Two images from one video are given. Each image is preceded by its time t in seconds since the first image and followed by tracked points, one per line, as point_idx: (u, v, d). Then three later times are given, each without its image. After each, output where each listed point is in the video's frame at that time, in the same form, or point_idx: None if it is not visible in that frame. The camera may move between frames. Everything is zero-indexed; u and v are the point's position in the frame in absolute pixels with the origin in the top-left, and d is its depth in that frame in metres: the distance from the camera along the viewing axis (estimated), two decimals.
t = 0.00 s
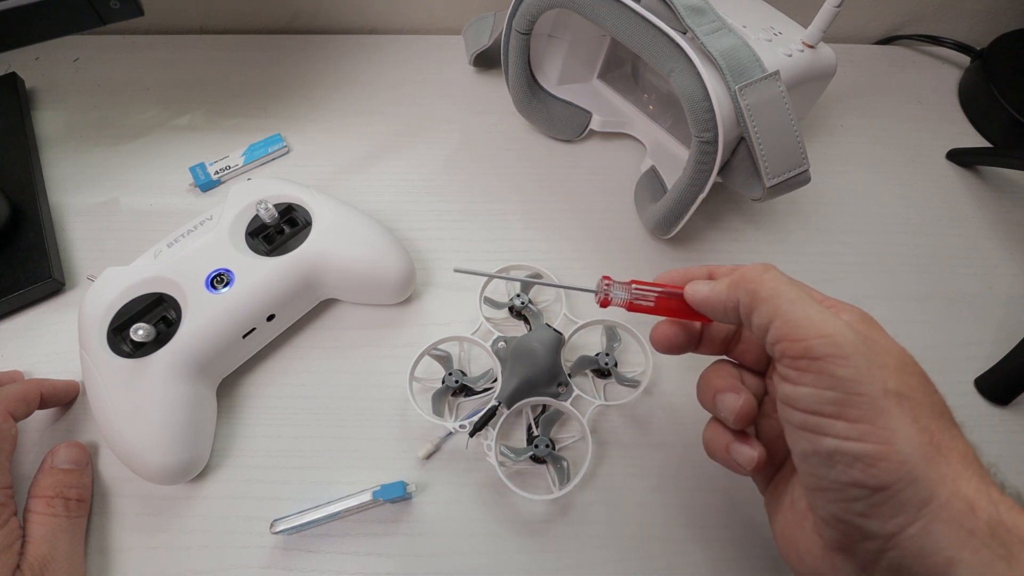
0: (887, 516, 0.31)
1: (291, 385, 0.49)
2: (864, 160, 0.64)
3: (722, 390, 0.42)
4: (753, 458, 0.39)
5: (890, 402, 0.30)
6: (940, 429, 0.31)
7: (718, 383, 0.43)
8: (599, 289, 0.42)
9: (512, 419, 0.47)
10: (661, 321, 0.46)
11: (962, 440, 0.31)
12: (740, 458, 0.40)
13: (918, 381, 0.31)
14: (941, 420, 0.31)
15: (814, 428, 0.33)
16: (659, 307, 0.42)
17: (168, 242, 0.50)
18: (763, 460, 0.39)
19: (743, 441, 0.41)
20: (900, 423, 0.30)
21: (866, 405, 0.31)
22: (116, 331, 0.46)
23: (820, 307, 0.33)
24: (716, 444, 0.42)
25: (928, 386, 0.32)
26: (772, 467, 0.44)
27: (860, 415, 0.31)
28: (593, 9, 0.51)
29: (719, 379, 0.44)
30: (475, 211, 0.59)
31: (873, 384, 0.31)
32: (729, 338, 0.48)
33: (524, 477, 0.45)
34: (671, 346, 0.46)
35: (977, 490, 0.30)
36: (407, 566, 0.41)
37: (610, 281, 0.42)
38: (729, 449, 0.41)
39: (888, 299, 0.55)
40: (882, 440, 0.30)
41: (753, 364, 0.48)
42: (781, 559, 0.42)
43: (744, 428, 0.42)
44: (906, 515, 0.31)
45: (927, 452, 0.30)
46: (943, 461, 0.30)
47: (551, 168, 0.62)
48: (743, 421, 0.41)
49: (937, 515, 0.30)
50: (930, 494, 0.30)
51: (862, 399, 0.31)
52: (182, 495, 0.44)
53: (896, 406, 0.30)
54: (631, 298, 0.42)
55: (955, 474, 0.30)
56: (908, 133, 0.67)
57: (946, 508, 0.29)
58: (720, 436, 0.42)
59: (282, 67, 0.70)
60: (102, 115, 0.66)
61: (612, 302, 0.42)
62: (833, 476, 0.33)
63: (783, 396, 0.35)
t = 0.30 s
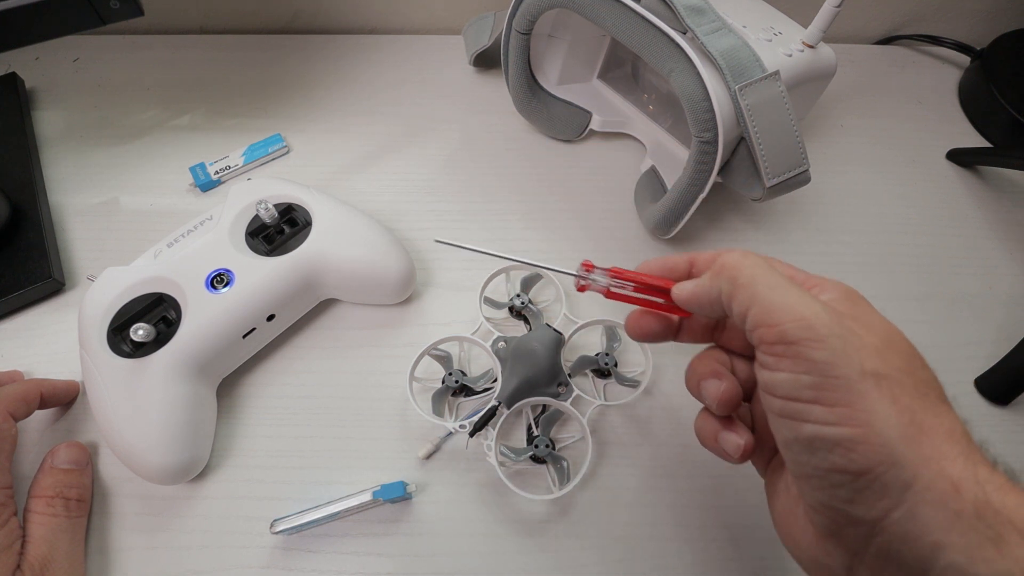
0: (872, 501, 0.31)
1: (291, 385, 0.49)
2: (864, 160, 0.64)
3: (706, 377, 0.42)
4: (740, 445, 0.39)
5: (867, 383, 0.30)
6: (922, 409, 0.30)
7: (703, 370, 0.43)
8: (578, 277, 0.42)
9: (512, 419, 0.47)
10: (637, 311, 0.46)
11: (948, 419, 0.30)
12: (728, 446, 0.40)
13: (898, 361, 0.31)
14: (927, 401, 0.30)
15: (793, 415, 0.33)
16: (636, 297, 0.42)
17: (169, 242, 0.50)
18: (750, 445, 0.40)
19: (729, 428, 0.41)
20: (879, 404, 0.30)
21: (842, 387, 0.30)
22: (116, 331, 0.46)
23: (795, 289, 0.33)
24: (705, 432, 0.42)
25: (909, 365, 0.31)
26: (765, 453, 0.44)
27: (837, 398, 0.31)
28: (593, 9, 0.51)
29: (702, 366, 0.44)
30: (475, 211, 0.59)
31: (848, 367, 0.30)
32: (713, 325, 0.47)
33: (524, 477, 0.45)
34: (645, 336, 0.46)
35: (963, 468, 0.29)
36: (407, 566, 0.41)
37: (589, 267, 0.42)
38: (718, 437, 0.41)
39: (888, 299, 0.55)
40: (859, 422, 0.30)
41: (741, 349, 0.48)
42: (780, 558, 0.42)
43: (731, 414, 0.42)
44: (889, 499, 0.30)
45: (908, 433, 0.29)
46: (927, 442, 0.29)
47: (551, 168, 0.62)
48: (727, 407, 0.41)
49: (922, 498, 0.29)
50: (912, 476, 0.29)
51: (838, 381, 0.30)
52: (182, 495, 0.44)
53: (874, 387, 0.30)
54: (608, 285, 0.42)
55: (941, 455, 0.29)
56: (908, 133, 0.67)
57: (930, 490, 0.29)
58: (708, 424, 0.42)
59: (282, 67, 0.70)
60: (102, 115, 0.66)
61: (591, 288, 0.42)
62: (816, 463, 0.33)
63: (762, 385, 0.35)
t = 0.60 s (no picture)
0: (808, 411, 0.28)
1: (291, 385, 0.49)
2: (864, 160, 0.64)
3: (637, 304, 0.40)
4: (684, 371, 0.39)
5: (773, 294, 0.27)
6: (844, 298, 0.27)
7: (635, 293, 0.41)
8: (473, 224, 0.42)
9: (512, 419, 0.47)
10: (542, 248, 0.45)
11: (876, 302, 0.27)
12: (673, 374, 0.40)
13: (807, 259, 0.28)
14: (846, 288, 0.27)
15: (717, 342, 0.31)
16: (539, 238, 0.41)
17: (168, 242, 0.50)
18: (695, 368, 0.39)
19: (671, 355, 0.40)
20: (790, 310, 0.27)
21: (748, 307, 0.28)
22: (116, 331, 0.46)
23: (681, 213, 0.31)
24: (652, 362, 0.42)
25: (823, 258, 0.28)
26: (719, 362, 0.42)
27: (747, 318, 0.28)
28: (593, 9, 0.51)
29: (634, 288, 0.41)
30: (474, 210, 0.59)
31: (748, 285, 0.28)
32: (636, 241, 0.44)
33: (524, 478, 0.45)
34: (556, 271, 0.45)
35: (892, 352, 0.25)
36: (407, 566, 0.41)
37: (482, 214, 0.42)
38: (663, 367, 0.41)
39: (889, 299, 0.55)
40: (773, 334, 0.27)
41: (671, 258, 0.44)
42: (780, 558, 0.42)
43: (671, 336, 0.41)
44: (820, 405, 0.27)
45: (827, 332, 0.26)
46: (854, 336, 0.26)
47: (551, 168, 0.62)
48: (661, 333, 0.40)
49: (852, 397, 0.26)
50: (840, 377, 0.26)
51: (742, 303, 0.28)
52: (182, 495, 0.44)
53: (782, 296, 0.27)
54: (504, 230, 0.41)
55: (870, 344, 0.25)
56: (908, 133, 0.67)
57: (860, 385, 0.25)
58: (652, 355, 0.42)
59: (282, 67, 0.70)
60: (102, 115, 0.66)
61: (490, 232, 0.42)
62: (748, 384, 0.31)
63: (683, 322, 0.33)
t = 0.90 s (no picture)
0: (672, 381, 0.30)
1: (291, 385, 0.49)
2: (864, 160, 0.64)
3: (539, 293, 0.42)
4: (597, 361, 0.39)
5: (619, 279, 0.30)
6: (685, 267, 0.28)
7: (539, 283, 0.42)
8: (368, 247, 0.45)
9: (512, 419, 0.47)
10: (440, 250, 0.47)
11: (723, 262, 0.28)
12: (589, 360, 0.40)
13: (649, 237, 0.30)
14: (687, 257, 0.29)
15: (591, 330, 0.33)
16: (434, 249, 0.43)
17: (168, 242, 0.50)
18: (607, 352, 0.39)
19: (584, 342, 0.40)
20: (635, 291, 0.29)
21: (604, 296, 0.30)
22: (116, 331, 0.46)
23: (534, 230, 0.33)
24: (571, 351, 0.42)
25: (668, 227, 0.30)
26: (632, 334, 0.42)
27: (605, 306, 0.31)
28: (593, 9, 0.51)
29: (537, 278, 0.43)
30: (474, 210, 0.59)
31: (597, 278, 0.30)
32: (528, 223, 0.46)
33: (524, 477, 0.45)
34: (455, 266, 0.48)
35: (731, 311, 0.27)
36: (407, 567, 0.41)
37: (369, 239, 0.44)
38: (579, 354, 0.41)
39: (889, 299, 0.55)
40: (628, 315, 0.30)
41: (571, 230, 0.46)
42: (778, 558, 0.42)
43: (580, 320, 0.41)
44: (677, 372, 0.29)
45: (672, 304, 0.28)
46: (697, 302, 0.27)
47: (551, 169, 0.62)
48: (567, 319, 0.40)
49: (702, 360, 0.27)
50: (687, 345, 0.28)
51: (598, 294, 0.31)
52: (183, 495, 0.44)
53: (628, 281, 0.29)
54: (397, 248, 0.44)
55: (713, 307, 0.27)
56: (908, 133, 0.67)
57: (706, 348, 0.27)
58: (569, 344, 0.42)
59: (283, 67, 0.70)
60: (101, 115, 0.66)
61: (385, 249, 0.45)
62: (622, 362, 0.32)
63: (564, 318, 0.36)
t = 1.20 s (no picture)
0: (634, 383, 0.31)
1: (291, 385, 0.49)
2: (864, 160, 0.64)
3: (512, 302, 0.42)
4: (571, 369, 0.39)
5: (578, 287, 0.30)
6: (641, 272, 0.29)
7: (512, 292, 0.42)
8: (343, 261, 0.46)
9: (512, 419, 0.47)
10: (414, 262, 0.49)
11: (678, 265, 0.29)
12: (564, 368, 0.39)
13: (607, 243, 0.31)
14: (643, 261, 0.29)
15: (558, 337, 0.34)
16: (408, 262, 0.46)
17: (168, 242, 0.50)
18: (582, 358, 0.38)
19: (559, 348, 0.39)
20: (595, 299, 0.30)
21: (566, 304, 0.31)
22: (116, 331, 0.46)
23: (496, 243, 0.34)
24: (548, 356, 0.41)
25: (625, 232, 0.31)
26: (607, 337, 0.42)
27: (568, 314, 0.31)
28: (594, 9, 0.51)
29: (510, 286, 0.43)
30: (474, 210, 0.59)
31: (558, 286, 0.31)
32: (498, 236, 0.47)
33: (524, 477, 0.45)
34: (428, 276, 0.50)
35: (686, 315, 0.27)
36: (407, 567, 0.41)
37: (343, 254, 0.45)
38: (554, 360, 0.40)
39: (888, 299, 0.55)
40: (588, 321, 0.31)
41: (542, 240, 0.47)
42: (776, 558, 0.42)
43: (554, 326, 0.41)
44: (639, 374, 0.30)
45: (630, 310, 0.29)
46: (652, 305, 0.28)
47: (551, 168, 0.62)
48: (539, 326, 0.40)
49: (660, 361, 0.28)
50: (644, 348, 0.29)
51: (559, 302, 0.31)
52: (183, 495, 0.44)
53: (586, 289, 0.30)
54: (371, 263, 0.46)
55: (667, 311, 0.28)
56: (908, 133, 0.67)
57: (663, 350, 0.28)
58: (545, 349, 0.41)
59: (283, 67, 0.70)
60: (101, 115, 0.66)
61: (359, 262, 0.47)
62: (589, 365, 0.33)
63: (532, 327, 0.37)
